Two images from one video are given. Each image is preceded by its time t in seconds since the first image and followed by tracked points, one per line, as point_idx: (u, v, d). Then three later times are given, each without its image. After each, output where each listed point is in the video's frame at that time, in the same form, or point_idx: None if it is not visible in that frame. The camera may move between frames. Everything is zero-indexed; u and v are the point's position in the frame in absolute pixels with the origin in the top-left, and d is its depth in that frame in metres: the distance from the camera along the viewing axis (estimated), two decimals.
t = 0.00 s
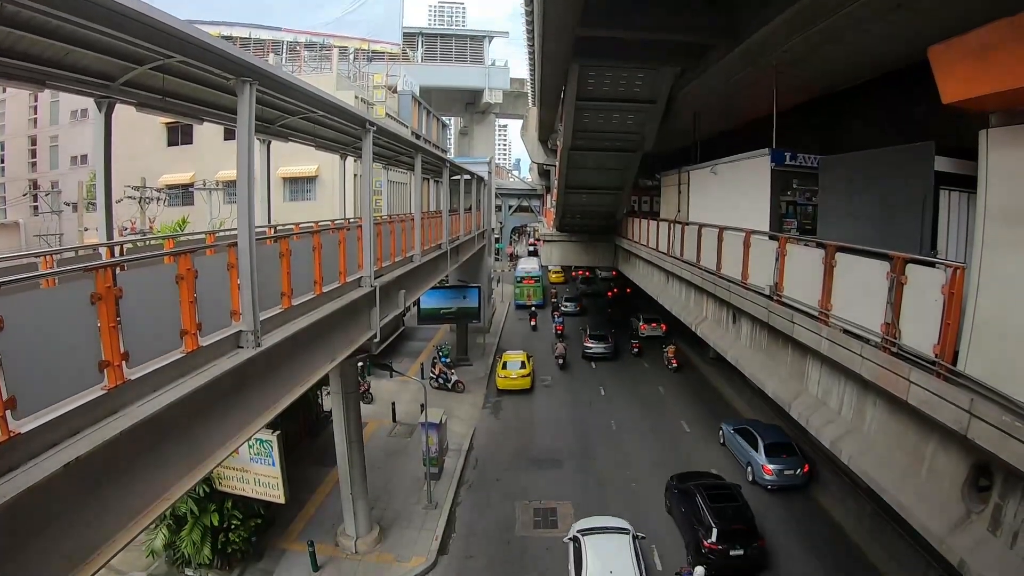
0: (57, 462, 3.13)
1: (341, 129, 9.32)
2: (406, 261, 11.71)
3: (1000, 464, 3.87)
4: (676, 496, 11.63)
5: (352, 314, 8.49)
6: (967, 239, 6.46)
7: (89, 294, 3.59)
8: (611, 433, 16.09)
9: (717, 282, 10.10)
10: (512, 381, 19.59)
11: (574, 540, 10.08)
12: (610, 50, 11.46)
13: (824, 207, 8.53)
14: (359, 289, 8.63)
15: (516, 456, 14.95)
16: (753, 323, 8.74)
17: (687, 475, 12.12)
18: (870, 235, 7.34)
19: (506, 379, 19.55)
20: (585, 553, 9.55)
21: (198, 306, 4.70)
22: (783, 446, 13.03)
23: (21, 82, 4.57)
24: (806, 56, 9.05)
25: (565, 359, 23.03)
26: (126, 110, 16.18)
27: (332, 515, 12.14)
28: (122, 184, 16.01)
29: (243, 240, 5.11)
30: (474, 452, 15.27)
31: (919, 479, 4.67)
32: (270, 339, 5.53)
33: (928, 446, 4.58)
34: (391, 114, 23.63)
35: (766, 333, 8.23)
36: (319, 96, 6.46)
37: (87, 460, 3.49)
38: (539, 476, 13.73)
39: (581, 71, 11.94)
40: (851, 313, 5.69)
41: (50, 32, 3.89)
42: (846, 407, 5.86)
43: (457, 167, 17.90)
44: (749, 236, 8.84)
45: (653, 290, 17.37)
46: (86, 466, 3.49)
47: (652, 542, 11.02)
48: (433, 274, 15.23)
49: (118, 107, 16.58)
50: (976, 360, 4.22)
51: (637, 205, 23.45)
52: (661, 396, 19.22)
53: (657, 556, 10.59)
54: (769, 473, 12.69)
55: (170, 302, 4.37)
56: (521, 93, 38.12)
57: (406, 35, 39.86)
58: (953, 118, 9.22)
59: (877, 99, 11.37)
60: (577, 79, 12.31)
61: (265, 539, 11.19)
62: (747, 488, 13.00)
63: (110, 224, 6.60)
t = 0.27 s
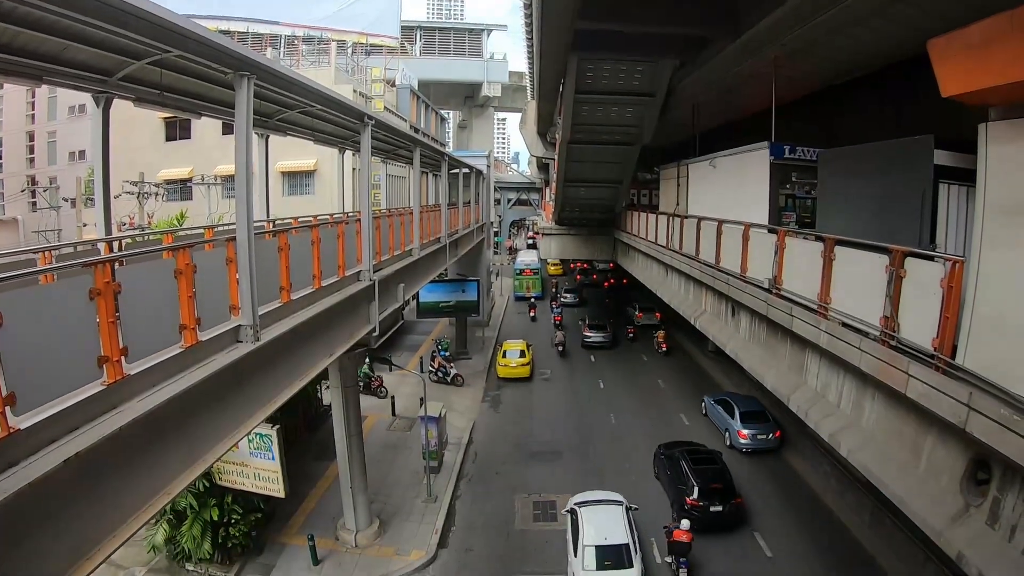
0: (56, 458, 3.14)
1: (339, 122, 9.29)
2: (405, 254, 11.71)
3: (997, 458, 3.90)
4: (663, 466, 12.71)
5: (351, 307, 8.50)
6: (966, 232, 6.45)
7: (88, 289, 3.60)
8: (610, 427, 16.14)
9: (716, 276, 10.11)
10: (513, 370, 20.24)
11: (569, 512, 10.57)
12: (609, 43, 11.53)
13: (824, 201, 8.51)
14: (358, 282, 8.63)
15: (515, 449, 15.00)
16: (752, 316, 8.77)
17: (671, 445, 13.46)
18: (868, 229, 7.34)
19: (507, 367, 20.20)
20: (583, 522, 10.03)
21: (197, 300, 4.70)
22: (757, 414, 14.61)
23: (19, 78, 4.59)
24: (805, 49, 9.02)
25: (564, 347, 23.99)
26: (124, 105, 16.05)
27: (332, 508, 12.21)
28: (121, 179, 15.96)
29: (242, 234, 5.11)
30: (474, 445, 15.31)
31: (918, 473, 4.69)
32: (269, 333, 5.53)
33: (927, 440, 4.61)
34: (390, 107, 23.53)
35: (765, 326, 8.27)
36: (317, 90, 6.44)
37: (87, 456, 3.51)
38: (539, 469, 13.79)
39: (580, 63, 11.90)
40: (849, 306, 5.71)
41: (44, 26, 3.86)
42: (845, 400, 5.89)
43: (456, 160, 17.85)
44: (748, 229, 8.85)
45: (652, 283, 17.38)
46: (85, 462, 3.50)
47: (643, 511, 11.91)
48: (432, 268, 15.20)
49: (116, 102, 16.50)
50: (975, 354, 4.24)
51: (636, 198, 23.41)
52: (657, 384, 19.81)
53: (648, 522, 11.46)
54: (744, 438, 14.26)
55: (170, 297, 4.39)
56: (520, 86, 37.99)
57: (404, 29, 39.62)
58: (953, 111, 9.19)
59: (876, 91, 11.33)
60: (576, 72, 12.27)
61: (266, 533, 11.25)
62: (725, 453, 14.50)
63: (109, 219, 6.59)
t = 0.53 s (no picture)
0: (54, 455, 3.14)
1: (337, 117, 9.25)
2: (404, 249, 11.70)
3: (994, 452, 3.93)
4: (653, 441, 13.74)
5: (350, 303, 8.50)
6: (964, 227, 6.47)
7: (87, 285, 3.58)
8: (609, 421, 16.19)
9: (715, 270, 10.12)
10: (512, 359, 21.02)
11: (568, 487, 11.11)
12: (607, 38, 11.54)
13: (822, 195, 8.52)
14: (357, 277, 8.61)
15: (514, 444, 15.05)
16: (750, 310, 8.79)
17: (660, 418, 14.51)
18: (866, 223, 7.34)
19: (507, 357, 20.94)
20: (579, 494, 10.61)
21: (195, 296, 4.69)
22: (736, 388, 16.16)
23: (17, 74, 4.58)
24: (803, 43, 9.01)
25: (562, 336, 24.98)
26: (121, 100, 15.98)
27: (332, 503, 12.24)
28: (118, 176, 15.89)
29: (239, 230, 5.10)
30: (473, 440, 15.35)
31: (916, 466, 4.73)
32: (268, 328, 5.52)
33: (924, 434, 4.64)
34: (388, 102, 23.45)
35: (763, 320, 8.29)
36: (315, 85, 6.42)
37: (86, 452, 3.51)
38: (538, 464, 13.83)
39: (578, 57, 11.87)
40: (848, 301, 5.73)
41: (39, 22, 3.84)
42: (843, 395, 5.92)
43: (454, 155, 17.80)
44: (746, 223, 8.85)
45: (650, 277, 17.39)
46: (84, 458, 3.50)
47: (635, 485, 12.71)
48: (430, 263, 15.19)
49: (112, 98, 16.40)
50: (972, 349, 4.26)
51: (634, 192, 23.39)
52: (653, 372, 20.47)
53: (640, 495, 12.27)
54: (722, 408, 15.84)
55: (168, 293, 4.38)
56: (518, 80, 37.87)
57: (402, 23, 39.44)
58: (951, 105, 9.18)
59: (875, 85, 11.31)
60: (574, 66, 12.24)
61: (265, 528, 11.29)
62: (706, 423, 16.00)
63: (107, 215, 6.57)
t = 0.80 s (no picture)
0: (53, 453, 3.13)
1: (335, 114, 9.21)
2: (401, 245, 11.68)
3: (992, 447, 3.95)
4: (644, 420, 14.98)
5: (348, 299, 8.49)
6: (962, 222, 6.48)
7: (84, 283, 3.56)
8: (607, 417, 16.23)
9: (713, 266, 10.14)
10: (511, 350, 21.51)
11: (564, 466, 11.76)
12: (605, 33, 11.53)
13: (819, 191, 8.52)
14: (355, 274, 8.60)
15: (513, 439, 15.08)
16: (748, 305, 8.81)
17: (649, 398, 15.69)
18: (864, 219, 7.35)
19: (505, 348, 21.48)
20: (575, 471, 11.21)
21: (193, 293, 4.66)
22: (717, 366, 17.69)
23: (13, 72, 4.57)
24: (802, 38, 9.00)
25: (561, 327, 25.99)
26: (118, 97, 15.92)
27: (330, 500, 12.26)
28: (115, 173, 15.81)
29: (237, 226, 5.07)
30: (471, 436, 15.38)
31: (913, 461, 4.75)
32: (266, 325, 5.51)
33: (922, 430, 4.66)
34: (385, 98, 23.37)
35: (761, 316, 8.31)
36: (312, 82, 6.39)
37: (84, 450, 3.49)
38: (537, 460, 13.86)
39: (576, 53, 11.85)
40: (845, 296, 5.74)
41: (34, 18, 3.81)
42: (841, 390, 5.95)
43: (452, 151, 17.74)
44: (744, 219, 8.85)
45: (648, 273, 17.40)
46: (82, 455, 3.49)
47: (628, 463, 13.65)
48: (428, 259, 15.18)
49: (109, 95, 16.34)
50: (970, 344, 4.27)
51: (632, 188, 23.39)
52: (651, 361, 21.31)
53: (633, 471, 13.19)
54: (705, 385, 17.42)
55: (166, 290, 4.35)
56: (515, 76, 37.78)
57: (399, 19, 39.29)
58: (950, 101, 9.18)
59: (873, 80, 11.30)
60: (572, 62, 12.22)
61: (265, 525, 11.31)
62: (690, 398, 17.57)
63: (104, 212, 6.55)
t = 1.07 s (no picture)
0: (51, 451, 3.11)
1: (332, 111, 9.18)
2: (399, 242, 11.66)
3: (989, 443, 3.97)
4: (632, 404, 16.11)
5: (346, 297, 8.47)
6: (959, 219, 6.50)
7: (81, 281, 3.55)
8: (605, 414, 16.27)
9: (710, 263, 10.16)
10: (509, 342, 22.16)
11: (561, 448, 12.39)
12: (602, 30, 11.53)
13: (817, 188, 8.53)
14: (352, 271, 8.58)
15: (511, 436, 15.11)
16: (746, 302, 8.83)
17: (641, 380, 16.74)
18: (862, 216, 7.37)
19: (503, 341, 22.06)
20: (571, 453, 11.86)
21: (190, 291, 4.66)
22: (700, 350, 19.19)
23: (10, 71, 4.56)
24: (799, 35, 9.00)
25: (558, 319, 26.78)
26: (115, 95, 15.87)
27: (328, 497, 12.26)
28: (112, 171, 15.76)
29: (235, 224, 5.07)
30: (469, 433, 15.39)
31: (911, 457, 4.78)
32: (264, 322, 5.49)
33: (919, 426, 4.69)
34: (383, 95, 23.32)
35: (759, 313, 8.33)
36: (310, 79, 6.37)
37: (82, 448, 3.48)
38: (535, 457, 13.89)
39: (573, 50, 11.84)
40: (843, 293, 5.76)
41: (30, 16, 3.80)
42: (838, 387, 5.97)
43: (450, 148, 17.71)
44: (742, 216, 8.86)
45: (646, 270, 17.41)
46: (80, 454, 3.48)
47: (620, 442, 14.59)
48: (426, 257, 15.17)
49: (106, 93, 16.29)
50: (968, 341, 4.29)
51: (630, 184, 23.39)
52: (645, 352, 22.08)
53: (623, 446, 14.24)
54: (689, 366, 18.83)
55: (163, 288, 4.34)
56: (513, 73, 37.74)
57: (396, 16, 39.17)
58: (947, 98, 9.19)
59: (871, 77, 11.31)
60: (569, 59, 12.22)
61: (263, 523, 11.32)
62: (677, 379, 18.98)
63: (102, 211, 6.54)
